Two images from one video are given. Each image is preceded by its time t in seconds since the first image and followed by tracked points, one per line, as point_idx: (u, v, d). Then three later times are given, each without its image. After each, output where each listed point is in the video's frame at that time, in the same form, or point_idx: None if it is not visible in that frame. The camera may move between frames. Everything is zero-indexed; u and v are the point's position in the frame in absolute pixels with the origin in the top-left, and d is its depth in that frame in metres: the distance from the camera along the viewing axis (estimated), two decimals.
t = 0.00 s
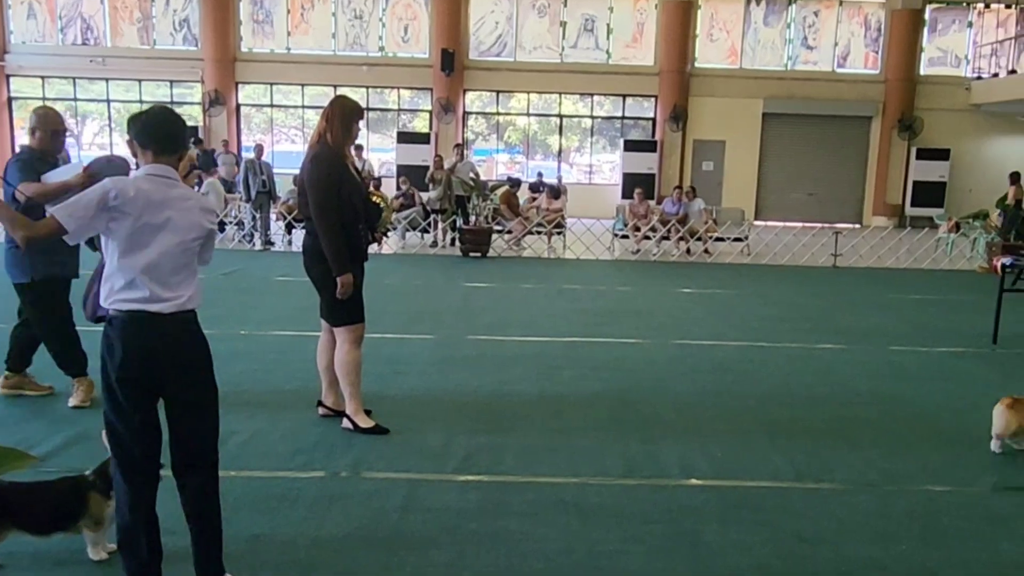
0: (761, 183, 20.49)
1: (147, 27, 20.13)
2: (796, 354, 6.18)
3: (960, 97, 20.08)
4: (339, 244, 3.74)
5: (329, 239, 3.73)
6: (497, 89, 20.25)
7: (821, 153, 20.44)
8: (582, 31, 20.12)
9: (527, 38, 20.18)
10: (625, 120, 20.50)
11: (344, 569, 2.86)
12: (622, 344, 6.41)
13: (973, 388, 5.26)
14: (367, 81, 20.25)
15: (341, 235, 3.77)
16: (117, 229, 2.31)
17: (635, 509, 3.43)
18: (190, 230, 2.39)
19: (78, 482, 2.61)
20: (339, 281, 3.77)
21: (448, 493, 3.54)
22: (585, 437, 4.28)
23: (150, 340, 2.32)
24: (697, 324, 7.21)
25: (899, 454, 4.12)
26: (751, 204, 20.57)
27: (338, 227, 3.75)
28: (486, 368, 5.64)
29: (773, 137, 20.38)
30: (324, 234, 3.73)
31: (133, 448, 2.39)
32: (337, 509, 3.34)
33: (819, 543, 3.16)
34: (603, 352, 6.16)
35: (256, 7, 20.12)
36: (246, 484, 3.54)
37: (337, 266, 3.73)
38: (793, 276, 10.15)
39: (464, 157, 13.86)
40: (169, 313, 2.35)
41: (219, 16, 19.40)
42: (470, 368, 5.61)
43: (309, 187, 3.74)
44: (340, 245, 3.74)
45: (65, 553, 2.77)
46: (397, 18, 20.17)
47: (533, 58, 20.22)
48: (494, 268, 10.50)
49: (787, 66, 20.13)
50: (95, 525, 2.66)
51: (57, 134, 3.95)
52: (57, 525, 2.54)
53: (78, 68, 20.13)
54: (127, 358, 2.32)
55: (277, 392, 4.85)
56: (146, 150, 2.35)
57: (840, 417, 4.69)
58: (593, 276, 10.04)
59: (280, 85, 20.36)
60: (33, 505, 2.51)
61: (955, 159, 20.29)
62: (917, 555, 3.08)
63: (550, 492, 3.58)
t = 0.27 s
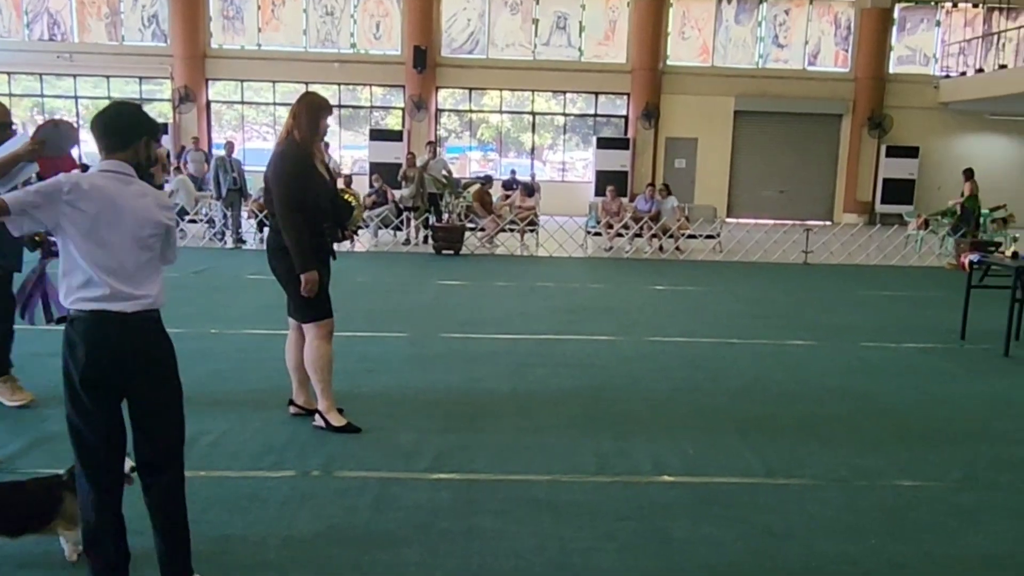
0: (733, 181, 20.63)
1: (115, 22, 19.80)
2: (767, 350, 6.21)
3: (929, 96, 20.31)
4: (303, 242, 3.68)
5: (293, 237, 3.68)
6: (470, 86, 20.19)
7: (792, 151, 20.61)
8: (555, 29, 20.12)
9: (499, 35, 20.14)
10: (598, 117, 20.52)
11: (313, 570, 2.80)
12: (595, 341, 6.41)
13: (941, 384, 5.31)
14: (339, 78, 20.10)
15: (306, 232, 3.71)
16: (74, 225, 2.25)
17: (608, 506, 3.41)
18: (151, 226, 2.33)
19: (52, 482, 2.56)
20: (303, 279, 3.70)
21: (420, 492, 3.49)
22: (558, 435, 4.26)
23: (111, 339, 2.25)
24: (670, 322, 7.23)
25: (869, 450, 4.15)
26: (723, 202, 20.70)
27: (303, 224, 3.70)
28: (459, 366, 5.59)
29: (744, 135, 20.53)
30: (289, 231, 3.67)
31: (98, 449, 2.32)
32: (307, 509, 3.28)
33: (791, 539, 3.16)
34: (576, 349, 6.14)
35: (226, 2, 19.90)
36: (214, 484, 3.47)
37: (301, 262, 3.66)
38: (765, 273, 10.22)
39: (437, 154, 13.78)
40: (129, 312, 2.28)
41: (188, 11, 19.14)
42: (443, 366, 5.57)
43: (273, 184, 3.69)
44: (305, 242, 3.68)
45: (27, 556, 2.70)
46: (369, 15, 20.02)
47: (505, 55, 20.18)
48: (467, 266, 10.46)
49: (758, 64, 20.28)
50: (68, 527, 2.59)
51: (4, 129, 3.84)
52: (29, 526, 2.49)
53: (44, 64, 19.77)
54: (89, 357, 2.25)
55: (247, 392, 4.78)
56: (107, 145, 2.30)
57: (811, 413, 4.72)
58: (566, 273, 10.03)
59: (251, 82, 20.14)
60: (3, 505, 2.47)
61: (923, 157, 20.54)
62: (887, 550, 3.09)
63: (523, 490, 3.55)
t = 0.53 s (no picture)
0: (701, 179, 20.78)
1: (77, 17, 19.42)
2: (735, 347, 6.24)
3: (893, 94, 20.56)
4: (258, 240, 3.63)
5: (248, 234, 3.62)
6: (438, 83, 20.11)
7: (759, 149, 20.80)
8: (523, 26, 20.07)
9: (468, 32, 20.06)
10: (567, 115, 20.53)
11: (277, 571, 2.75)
12: (564, 338, 6.40)
13: (904, 379, 5.37)
14: (306, 75, 19.89)
15: (261, 230, 3.66)
16: (24, 223, 2.18)
17: (576, 503, 3.39)
18: (106, 222, 2.25)
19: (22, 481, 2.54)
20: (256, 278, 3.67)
21: (387, 490, 3.45)
22: (526, 433, 4.23)
23: (65, 338, 2.18)
24: (638, 319, 7.24)
25: (833, 446, 4.16)
26: (691, 199, 20.83)
27: (259, 221, 3.64)
28: (427, 364, 5.55)
29: (711, 133, 20.67)
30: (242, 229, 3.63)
31: (54, 450, 2.25)
32: (272, 509, 3.22)
33: (757, 534, 3.17)
34: (545, 347, 6.12)
35: None
36: (176, 485, 3.40)
37: (252, 261, 3.63)
38: (731, 270, 10.29)
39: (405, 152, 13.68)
40: (85, 312, 2.20)
41: (152, 6, 18.82)
42: (411, 364, 5.51)
43: (228, 180, 3.63)
44: (258, 240, 3.63)
45: None
46: (336, 11, 19.82)
47: (474, 52, 20.10)
48: (435, 264, 10.39)
49: (725, 62, 20.43)
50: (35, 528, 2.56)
51: None
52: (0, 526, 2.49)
53: (4, 59, 19.34)
54: (41, 357, 2.17)
55: (211, 391, 4.69)
56: (61, 141, 2.24)
57: (778, 409, 4.74)
58: (535, 271, 10.01)
59: (217, 78, 19.86)
60: None
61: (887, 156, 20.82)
62: (852, 544, 3.11)
63: (491, 488, 3.52)
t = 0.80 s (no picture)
0: (667, 177, 20.90)
1: (36, 12, 19.04)
2: (701, 345, 6.27)
3: (856, 93, 20.83)
4: (218, 238, 3.57)
5: (206, 232, 3.55)
6: (405, 81, 20.01)
7: (725, 147, 20.97)
8: (489, 24, 20.03)
9: (434, 30, 19.98)
10: (534, 113, 20.52)
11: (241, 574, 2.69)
12: (532, 337, 6.38)
13: (867, 376, 5.43)
14: (271, 72, 19.67)
15: (220, 227, 3.59)
16: None
17: (544, 501, 3.38)
18: (60, 221, 2.17)
19: None
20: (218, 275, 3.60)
21: (353, 490, 3.40)
22: (494, 431, 4.21)
23: (17, 339, 2.11)
24: (605, 317, 7.24)
25: (799, 442, 4.20)
26: (657, 197, 20.95)
27: (217, 219, 3.58)
28: (394, 362, 5.49)
29: (677, 132, 20.81)
30: (201, 227, 3.55)
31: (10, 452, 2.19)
32: (237, 510, 3.16)
33: (724, 530, 3.17)
34: (512, 345, 6.10)
35: None
36: (137, 486, 3.32)
37: (215, 258, 3.56)
38: (698, 268, 10.35)
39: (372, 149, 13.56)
40: (42, 313, 2.14)
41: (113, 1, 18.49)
42: (378, 363, 5.46)
43: (183, 176, 3.54)
44: (219, 237, 3.57)
45: None
46: (301, 8, 19.61)
47: (440, 50, 20.02)
48: (403, 262, 10.32)
49: (691, 61, 20.58)
50: None
51: None
52: None
53: None
54: None
55: (173, 390, 4.59)
56: (18, 138, 2.18)
57: (744, 406, 4.77)
58: (503, 269, 9.98)
59: (180, 74, 19.57)
60: None
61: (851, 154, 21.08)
62: (818, 539, 3.13)
63: (458, 487, 3.48)
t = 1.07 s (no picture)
0: (634, 177, 21.01)
1: None
2: (668, 343, 6.29)
3: (820, 94, 21.10)
4: (161, 235, 3.51)
5: (148, 230, 3.50)
6: (371, 79, 19.87)
7: (691, 147, 21.13)
8: (456, 23, 19.96)
9: (400, 28, 19.87)
10: (500, 112, 20.50)
11: None
12: (499, 336, 6.35)
13: (831, 374, 5.49)
14: (235, 69, 19.43)
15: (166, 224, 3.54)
16: None
17: (510, 500, 3.35)
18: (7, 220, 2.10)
19: None
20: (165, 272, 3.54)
21: (319, 490, 3.35)
22: (460, 430, 4.18)
23: None
24: (573, 315, 7.24)
25: (763, 439, 4.23)
26: (624, 197, 21.05)
27: (159, 217, 3.53)
28: (360, 362, 5.43)
29: (643, 131, 20.92)
30: (146, 223, 3.50)
31: None
32: (199, 510, 3.10)
33: (690, 527, 3.17)
34: (480, 344, 6.07)
35: None
36: (97, 488, 3.23)
37: (161, 255, 3.50)
38: (665, 267, 10.40)
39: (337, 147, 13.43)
40: None
41: None
42: (344, 362, 5.39)
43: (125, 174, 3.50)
44: (164, 234, 3.51)
45: None
46: (266, 5, 19.38)
47: (406, 49, 19.93)
48: (370, 261, 10.23)
49: (657, 61, 20.71)
50: None
51: None
52: None
53: None
54: None
55: (134, 391, 4.49)
56: None
57: (709, 405, 4.79)
58: (470, 268, 9.94)
59: (143, 71, 19.28)
60: None
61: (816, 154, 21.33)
62: (782, 534, 3.15)
63: (425, 486, 3.44)
